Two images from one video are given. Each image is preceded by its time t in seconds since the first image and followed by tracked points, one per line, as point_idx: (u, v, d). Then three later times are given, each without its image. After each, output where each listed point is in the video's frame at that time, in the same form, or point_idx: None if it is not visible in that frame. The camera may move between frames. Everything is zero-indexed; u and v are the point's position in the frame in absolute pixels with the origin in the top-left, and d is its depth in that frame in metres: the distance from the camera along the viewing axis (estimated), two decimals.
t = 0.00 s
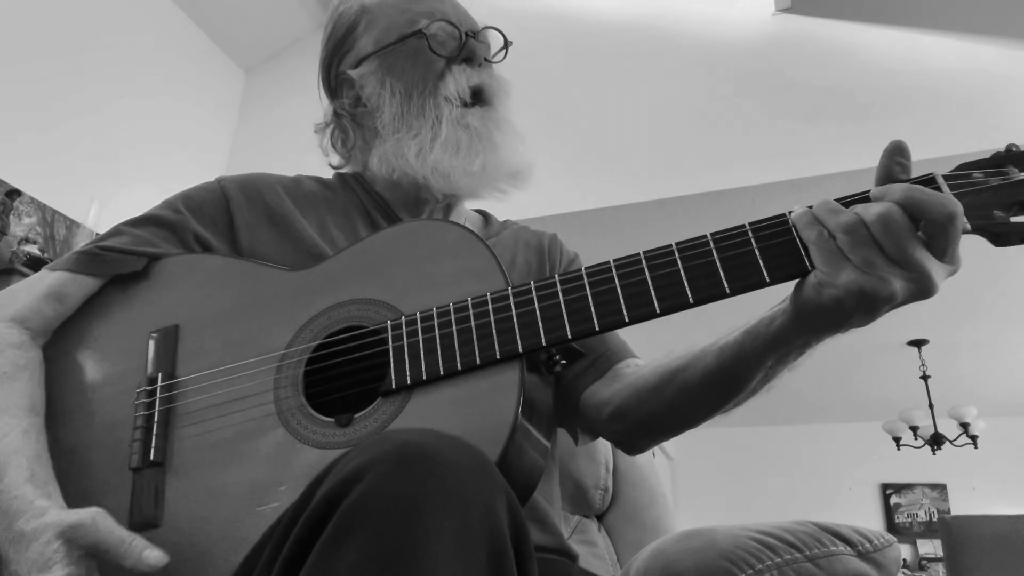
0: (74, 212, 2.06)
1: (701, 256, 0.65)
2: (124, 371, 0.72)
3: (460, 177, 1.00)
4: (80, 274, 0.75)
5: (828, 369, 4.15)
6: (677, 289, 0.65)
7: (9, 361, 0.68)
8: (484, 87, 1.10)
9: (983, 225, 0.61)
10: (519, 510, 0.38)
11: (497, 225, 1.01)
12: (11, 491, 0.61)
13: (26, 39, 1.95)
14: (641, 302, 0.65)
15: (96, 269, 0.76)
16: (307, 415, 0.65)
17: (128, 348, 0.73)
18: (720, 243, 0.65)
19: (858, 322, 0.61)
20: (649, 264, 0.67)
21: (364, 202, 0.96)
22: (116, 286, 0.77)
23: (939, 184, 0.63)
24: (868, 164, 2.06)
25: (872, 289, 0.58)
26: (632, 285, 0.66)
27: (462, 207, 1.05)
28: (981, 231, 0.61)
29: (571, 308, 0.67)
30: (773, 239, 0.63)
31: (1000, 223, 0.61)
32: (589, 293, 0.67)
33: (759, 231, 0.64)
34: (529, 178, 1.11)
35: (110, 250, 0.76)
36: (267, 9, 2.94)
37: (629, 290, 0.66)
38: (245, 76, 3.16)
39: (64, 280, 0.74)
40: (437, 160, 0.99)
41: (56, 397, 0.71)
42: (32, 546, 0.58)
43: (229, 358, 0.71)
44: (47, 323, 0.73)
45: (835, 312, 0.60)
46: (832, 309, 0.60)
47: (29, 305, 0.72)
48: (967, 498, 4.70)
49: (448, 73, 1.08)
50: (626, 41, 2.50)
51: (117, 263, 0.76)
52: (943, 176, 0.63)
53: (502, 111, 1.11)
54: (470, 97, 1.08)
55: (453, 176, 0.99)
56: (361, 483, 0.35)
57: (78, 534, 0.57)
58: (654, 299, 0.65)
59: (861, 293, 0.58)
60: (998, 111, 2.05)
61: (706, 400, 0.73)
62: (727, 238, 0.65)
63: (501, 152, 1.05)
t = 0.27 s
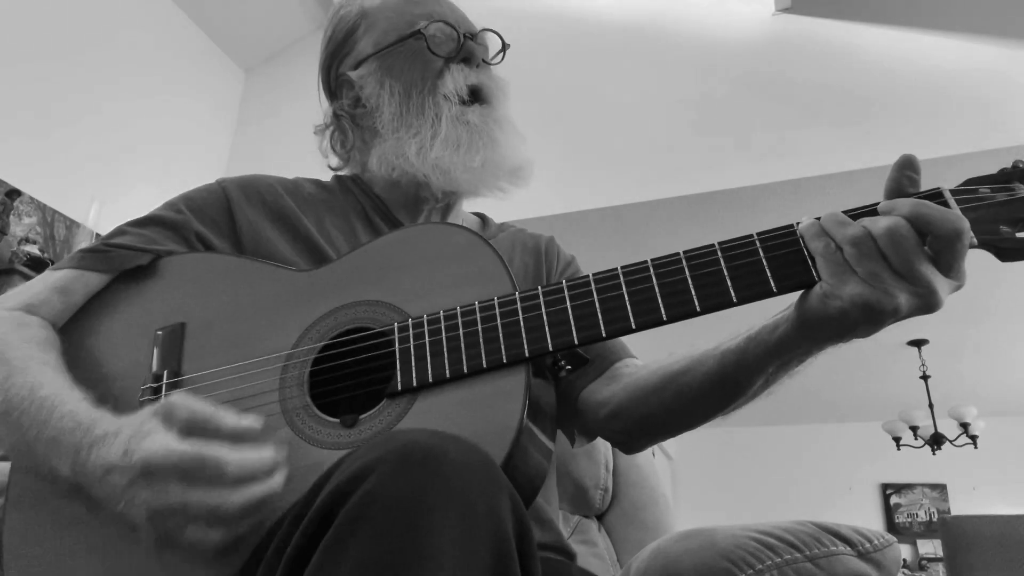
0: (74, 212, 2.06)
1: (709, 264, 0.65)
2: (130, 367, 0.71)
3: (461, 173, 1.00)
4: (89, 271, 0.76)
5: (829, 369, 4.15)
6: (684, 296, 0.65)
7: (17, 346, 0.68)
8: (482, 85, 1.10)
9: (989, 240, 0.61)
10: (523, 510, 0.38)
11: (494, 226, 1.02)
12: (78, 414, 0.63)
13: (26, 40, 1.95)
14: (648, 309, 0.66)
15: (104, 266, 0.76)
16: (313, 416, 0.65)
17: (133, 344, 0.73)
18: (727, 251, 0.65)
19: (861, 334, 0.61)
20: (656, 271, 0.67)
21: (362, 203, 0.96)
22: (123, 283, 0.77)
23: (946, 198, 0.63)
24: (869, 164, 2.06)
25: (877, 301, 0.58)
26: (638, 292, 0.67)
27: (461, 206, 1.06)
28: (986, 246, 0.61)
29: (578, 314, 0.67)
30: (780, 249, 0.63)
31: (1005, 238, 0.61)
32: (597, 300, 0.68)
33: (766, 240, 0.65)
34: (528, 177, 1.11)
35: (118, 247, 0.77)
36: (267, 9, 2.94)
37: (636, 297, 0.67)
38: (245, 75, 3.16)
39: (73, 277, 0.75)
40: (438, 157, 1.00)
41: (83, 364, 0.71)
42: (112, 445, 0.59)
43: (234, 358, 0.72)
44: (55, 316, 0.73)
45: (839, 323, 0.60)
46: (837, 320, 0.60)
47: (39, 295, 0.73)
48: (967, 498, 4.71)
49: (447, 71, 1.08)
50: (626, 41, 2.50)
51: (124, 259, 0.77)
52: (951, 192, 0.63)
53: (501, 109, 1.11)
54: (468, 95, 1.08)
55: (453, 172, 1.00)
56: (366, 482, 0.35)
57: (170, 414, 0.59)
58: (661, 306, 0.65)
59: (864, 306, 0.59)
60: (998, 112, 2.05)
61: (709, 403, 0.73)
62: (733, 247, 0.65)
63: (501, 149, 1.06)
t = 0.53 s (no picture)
0: (74, 212, 2.06)
1: (709, 266, 0.65)
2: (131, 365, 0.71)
3: (455, 169, 1.00)
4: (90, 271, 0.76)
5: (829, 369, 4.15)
6: (683, 297, 0.65)
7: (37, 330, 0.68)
8: (476, 82, 1.10)
9: (988, 243, 0.61)
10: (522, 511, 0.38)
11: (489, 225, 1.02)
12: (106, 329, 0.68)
13: (26, 40, 1.95)
14: (647, 310, 0.66)
15: (104, 266, 0.76)
16: (313, 416, 0.65)
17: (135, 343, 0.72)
18: (727, 253, 0.65)
19: (860, 334, 0.62)
20: (656, 272, 0.67)
21: (358, 204, 0.97)
22: (124, 282, 0.77)
23: (946, 201, 0.63)
24: (869, 164, 2.06)
25: (875, 304, 0.58)
26: (638, 293, 0.67)
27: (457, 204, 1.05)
28: (986, 249, 0.61)
29: (577, 315, 0.67)
30: (779, 251, 0.63)
31: (1004, 241, 0.61)
32: (596, 302, 0.68)
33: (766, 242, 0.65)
34: (523, 173, 1.11)
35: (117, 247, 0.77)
36: (267, 10, 2.94)
37: (635, 298, 0.67)
38: (245, 75, 3.16)
39: (75, 278, 0.75)
40: (432, 153, 1.00)
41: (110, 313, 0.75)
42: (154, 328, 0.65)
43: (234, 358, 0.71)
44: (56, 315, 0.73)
45: (837, 324, 0.61)
46: (836, 322, 0.61)
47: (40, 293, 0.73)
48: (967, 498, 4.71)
49: (440, 69, 1.08)
50: (626, 41, 2.50)
51: (123, 259, 0.77)
52: (951, 195, 0.63)
53: (496, 106, 1.11)
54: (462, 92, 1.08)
55: (448, 168, 0.99)
56: (364, 482, 0.35)
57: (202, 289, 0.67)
58: (660, 308, 0.65)
59: (862, 308, 0.59)
60: (998, 112, 2.05)
61: (710, 404, 0.73)
62: (733, 248, 0.65)
63: (496, 144, 1.06)
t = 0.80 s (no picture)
0: (74, 212, 2.06)
1: (709, 266, 0.65)
2: (130, 368, 0.72)
3: (455, 165, 1.00)
4: (85, 272, 0.75)
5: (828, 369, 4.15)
6: (683, 297, 0.65)
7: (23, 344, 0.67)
8: (475, 80, 1.10)
9: (987, 243, 0.61)
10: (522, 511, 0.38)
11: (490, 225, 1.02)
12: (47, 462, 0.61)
13: (26, 40, 1.95)
14: (646, 311, 0.66)
15: (101, 266, 0.75)
16: (312, 417, 0.65)
17: (134, 346, 0.73)
18: (726, 253, 0.65)
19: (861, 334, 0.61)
20: (656, 272, 0.67)
21: (358, 203, 0.96)
22: (122, 283, 0.77)
23: (943, 200, 0.63)
24: (870, 164, 2.06)
25: (875, 303, 0.58)
26: (638, 293, 0.67)
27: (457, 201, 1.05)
28: (984, 249, 0.61)
29: (577, 315, 0.68)
30: (779, 251, 0.63)
31: (1004, 240, 0.61)
32: (596, 302, 0.68)
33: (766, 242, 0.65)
34: (523, 171, 1.11)
35: (115, 248, 0.76)
36: (267, 9, 2.94)
37: (635, 299, 0.67)
38: (245, 75, 3.16)
39: (70, 278, 0.74)
40: (433, 150, 1.00)
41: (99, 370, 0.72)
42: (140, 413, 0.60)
43: (233, 359, 0.72)
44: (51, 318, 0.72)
45: (838, 324, 0.61)
46: (836, 322, 0.61)
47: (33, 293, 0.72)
48: (967, 498, 4.71)
49: (439, 67, 1.08)
50: (626, 41, 2.50)
51: (123, 261, 0.76)
52: (947, 195, 0.62)
53: (496, 103, 1.11)
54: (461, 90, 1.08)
55: (449, 164, 1.00)
56: (365, 482, 0.35)
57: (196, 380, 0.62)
58: (660, 308, 0.65)
59: (862, 308, 0.59)
60: (999, 112, 2.05)
61: (713, 406, 0.73)
62: (732, 248, 0.65)
63: (495, 141, 1.06)
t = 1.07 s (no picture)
0: (74, 212, 2.06)
1: (708, 265, 0.65)
2: (130, 366, 0.71)
3: (452, 164, 1.00)
4: (84, 271, 0.75)
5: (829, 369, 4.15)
6: (682, 297, 0.65)
7: (22, 337, 0.68)
8: (473, 77, 1.10)
9: (988, 242, 0.61)
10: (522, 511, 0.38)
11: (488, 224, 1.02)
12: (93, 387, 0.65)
13: (26, 40, 1.95)
14: (646, 310, 0.66)
15: (99, 266, 0.76)
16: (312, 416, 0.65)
17: (132, 346, 0.73)
18: (725, 252, 0.65)
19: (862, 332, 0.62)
20: (655, 271, 0.67)
21: (356, 204, 0.97)
22: (119, 283, 0.77)
23: (944, 199, 0.62)
24: (871, 164, 2.06)
25: (876, 304, 0.59)
26: (638, 293, 0.67)
27: (455, 200, 1.05)
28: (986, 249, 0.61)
29: (577, 315, 0.67)
30: (779, 249, 0.63)
31: (1005, 240, 0.61)
32: (596, 302, 0.68)
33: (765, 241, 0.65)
34: (522, 168, 1.11)
35: (115, 247, 0.77)
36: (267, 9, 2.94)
37: (635, 298, 0.67)
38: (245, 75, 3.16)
39: (69, 279, 0.75)
40: (430, 149, 1.00)
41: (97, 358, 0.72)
42: (136, 401, 0.61)
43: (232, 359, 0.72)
44: (52, 315, 0.73)
45: (841, 323, 0.62)
46: (839, 321, 0.61)
47: (32, 292, 0.72)
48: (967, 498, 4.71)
49: (437, 64, 1.08)
50: (626, 41, 2.50)
51: (122, 258, 0.77)
52: (949, 193, 0.63)
53: (493, 101, 1.11)
54: (458, 87, 1.08)
55: (446, 163, 0.99)
56: (364, 482, 0.35)
57: (190, 368, 0.62)
58: (660, 307, 0.65)
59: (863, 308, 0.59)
60: (999, 112, 2.04)
61: (717, 408, 0.73)
62: (732, 247, 0.65)
63: (493, 138, 1.06)
